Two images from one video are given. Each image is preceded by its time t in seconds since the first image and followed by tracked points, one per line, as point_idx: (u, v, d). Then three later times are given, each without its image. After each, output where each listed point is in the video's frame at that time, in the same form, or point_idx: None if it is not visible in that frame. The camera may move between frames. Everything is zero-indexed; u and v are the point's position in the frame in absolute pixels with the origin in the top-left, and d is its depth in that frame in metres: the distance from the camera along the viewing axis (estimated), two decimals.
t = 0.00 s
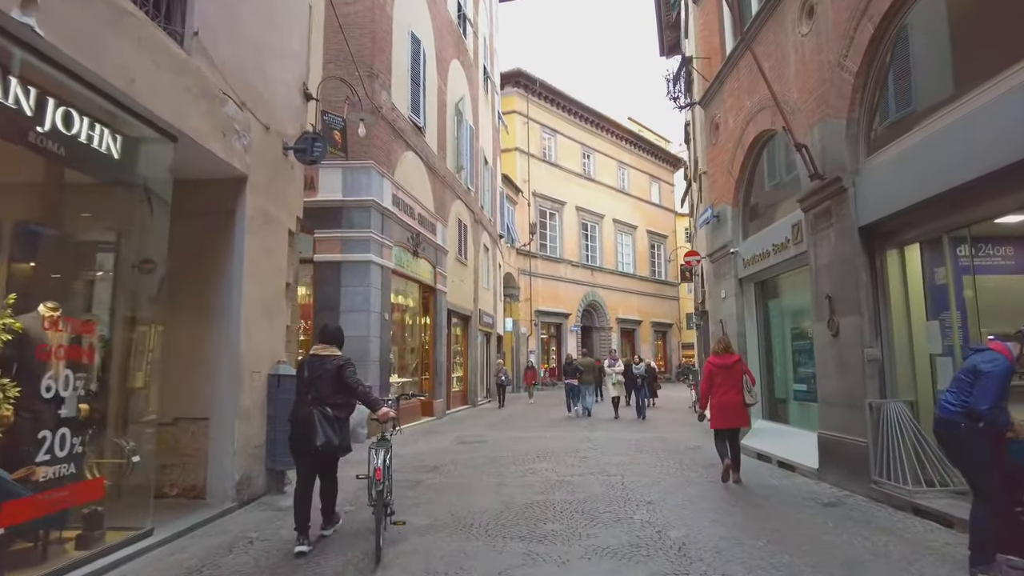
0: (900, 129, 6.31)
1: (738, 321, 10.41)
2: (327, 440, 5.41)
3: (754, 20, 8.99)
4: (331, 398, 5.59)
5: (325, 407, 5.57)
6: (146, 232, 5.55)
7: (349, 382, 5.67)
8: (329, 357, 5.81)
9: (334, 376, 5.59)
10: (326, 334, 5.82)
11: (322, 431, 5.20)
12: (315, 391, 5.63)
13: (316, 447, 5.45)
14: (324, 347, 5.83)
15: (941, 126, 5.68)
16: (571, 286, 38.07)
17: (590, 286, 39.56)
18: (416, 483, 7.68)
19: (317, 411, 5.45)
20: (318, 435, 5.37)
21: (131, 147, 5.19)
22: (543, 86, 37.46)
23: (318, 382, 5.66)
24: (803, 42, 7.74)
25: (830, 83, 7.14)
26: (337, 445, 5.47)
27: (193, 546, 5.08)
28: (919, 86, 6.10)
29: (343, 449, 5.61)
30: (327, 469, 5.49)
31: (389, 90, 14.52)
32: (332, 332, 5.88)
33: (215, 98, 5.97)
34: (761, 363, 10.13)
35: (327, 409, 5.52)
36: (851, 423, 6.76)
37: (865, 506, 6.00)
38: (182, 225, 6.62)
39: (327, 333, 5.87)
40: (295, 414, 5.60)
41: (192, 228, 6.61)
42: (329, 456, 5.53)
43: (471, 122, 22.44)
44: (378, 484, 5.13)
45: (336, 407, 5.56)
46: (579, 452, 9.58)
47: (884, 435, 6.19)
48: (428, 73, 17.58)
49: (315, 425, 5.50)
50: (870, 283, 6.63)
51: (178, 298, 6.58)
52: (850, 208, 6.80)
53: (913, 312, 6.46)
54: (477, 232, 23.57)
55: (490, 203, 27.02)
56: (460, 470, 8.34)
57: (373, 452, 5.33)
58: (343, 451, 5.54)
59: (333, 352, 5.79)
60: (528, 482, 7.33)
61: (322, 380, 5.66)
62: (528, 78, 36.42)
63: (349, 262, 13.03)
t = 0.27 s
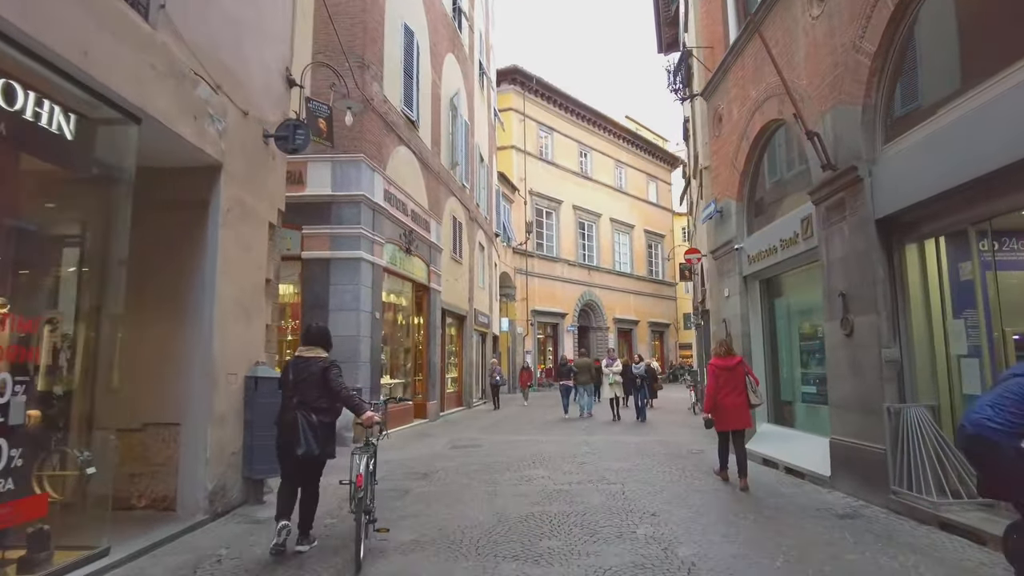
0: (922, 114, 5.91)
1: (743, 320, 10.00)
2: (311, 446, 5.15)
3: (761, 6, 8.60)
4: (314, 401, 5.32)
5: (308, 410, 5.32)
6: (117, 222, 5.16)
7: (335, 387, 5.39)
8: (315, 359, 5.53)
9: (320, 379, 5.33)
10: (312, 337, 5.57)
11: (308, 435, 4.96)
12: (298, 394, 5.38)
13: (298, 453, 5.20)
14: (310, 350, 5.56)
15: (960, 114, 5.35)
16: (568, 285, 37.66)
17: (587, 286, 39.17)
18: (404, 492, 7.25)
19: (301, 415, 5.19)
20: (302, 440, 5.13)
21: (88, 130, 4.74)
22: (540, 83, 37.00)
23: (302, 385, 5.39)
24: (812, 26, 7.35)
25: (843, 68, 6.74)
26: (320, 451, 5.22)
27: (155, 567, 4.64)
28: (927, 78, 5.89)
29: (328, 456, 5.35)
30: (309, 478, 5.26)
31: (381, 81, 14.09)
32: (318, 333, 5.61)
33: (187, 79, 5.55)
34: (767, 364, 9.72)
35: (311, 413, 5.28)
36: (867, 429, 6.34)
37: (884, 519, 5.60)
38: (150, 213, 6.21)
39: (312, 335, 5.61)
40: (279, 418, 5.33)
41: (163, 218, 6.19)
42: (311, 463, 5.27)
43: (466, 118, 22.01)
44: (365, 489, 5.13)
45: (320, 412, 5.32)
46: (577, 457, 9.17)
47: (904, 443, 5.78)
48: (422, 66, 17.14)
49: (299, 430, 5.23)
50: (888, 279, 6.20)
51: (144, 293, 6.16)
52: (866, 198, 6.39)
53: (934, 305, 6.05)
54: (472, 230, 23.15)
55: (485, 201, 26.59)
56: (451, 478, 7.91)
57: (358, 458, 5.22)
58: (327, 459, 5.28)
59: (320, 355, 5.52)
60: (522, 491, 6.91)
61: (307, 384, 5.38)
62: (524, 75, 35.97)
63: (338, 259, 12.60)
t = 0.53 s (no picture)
0: (939, 92, 5.51)
1: (743, 315, 9.58)
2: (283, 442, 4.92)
3: None
4: (289, 398, 5.04)
5: (282, 406, 5.05)
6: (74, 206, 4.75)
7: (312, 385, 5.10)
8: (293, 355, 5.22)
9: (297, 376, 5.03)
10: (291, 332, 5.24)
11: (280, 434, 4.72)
12: (272, 389, 5.09)
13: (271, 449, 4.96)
14: (289, 345, 5.23)
15: (975, 95, 5.04)
16: (561, 283, 37.27)
17: (581, 284, 38.79)
18: (386, 497, 6.84)
19: (273, 412, 4.92)
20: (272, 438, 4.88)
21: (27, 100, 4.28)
22: (533, 79, 36.56)
23: (277, 381, 5.09)
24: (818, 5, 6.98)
25: (852, 46, 6.35)
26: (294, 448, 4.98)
27: None
28: (928, 67, 5.67)
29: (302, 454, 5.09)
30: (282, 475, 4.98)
31: (368, 70, 13.64)
32: (297, 329, 5.27)
33: (148, 51, 5.11)
34: (768, 361, 9.35)
35: (285, 410, 5.01)
36: (878, 429, 5.96)
37: (898, 526, 5.22)
38: (107, 199, 5.76)
39: (291, 329, 5.29)
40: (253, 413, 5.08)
41: (122, 204, 5.74)
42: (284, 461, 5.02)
43: (458, 111, 21.57)
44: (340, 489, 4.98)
45: (294, 409, 5.05)
46: (569, 458, 8.76)
47: (920, 443, 5.41)
48: (412, 57, 16.69)
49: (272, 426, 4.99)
50: (901, 270, 5.82)
51: (101, 284, 5.70)
52: (878, 183, 5.99)
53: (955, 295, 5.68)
54: (464, 226, 22.71)
55: (478, 196, 26.15)
56: (438, 481, 7.50)
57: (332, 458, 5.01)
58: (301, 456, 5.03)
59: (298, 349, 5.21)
60: (512, 496, 6.50)
61: (282, 380, 5.09)
62: (518, 71, 35.53)
63: (322, 253, 12.16)
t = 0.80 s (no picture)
0: (960, 73, 5.12)
1: (746, 314, 9.12)
2: (253, 453, 4.90)
3: None
4: (260, 407, 5.01)
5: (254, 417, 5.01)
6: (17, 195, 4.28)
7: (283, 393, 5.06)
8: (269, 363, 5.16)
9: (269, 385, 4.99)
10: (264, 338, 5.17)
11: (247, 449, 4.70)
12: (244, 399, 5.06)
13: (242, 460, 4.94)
14: (262, 352, 5.19)
15: (994, 80, 4.70)
16: (556, 283, 36.87)
17: (576, 284, 38.41)
18: (368, 509, 6.40)
19: (242, 424, 4.89)
20: (242, 448, 4.85)
21: None
22: (528, 77, 36.13)
23: (249, 390, 5.05)
24: None
25: (865, 27, 5.95)
26: (265, 458, 4.94)
27: None
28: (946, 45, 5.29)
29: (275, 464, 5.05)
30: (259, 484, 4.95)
31: (356, 62, 13.21)
32: (272, 334, 5.22)
33: (102, 22, 4.64)
34: (772, 362, 8.94)
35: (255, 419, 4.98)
36: (894, 436, 5.56)
37: (920, 543, 4.83)
38: (58, 188, 5.28)
39: (268, 336, 5.21)
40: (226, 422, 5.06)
41: (77, 193, 5.28)
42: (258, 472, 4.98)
43: (451, 107, 21.14)
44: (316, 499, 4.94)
45: (265, 418, 5.01)
46: (564, 465, 8.35)
47: (943, 453, 5.00)
48: (402, 50, 16.26)
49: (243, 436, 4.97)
50: (920, 266, 5.42)
51: (53, 281, 5.24)
52: (896, 172, 5.57)
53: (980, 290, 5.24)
54: (457, 224, 22.26)
55: (471, 194, 25.71)
56: (424, 491, 7.07)
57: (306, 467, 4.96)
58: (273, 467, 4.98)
59: (274, 358, 5.14)
60: (502, 508, 6.08)
61: (254, 388, 5.05)
62: (512, 68, 35.10)
63: (306, 249, 11.71)
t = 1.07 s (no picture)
0: (993, 46, 4.72)
1: (754, 309, 8.70)
2: (233, 449, 4.80)
3: None
4: (242, 402, 4.90)
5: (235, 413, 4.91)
6: None
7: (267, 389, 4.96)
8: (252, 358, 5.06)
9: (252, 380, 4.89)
10: (249, 334, 5.04)
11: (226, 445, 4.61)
12: (226, 394, 4.96)
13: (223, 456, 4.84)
14: (246, 346, 5.07)
15: None
16: (554, 282, 36.44)
17: (574, 283, 38.00)
18: (352, 516, 5.98)
19: (222, 419, 4.80)
20: (222, 444, 4.76)
21: None
22: (525, 73, 35.67)
23: (232, 385, 4.96)
24: None
25: None
26: (246, 455, 4.84)
27: None
28: (976, 17, 4.89)
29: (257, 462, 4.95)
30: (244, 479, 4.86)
31: (347, 50, 12.78)
32: (256, 330, 5.09)
33: None
34: (781, 359, 8.53)
35: (237, 415, 4.88)
36: (919, 440, 5.16)
37: (951, 556, 4.45)
38: (15, 171, 4.86)
39: (250, 330, 5.09)
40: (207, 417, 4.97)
41: (35, 177, 4.86)
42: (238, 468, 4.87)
43: (446, 101, 20.69)
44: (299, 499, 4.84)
45: (246, 414, 4.91)
46: (563, 468, 7.96)
47: (975, 457, 4.60)
48: (396, 41, 15.83)
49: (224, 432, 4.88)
50: (951, 251, 4.99)
51: (9, 272, 4.82)
52: (922, 153, 5.15)
53: (1016, 271, 4.79)
54: (453, 220, 21.84)
55: (468, 191, 25.26)
56: (415, 496, 6.67)
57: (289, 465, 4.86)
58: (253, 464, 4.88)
59: (256, 353, 5.04)
60: (496, 516, 5.66)
61: (236, 383, 4.96)
62: (509, 64, 34.64)
63: (295, 243, 11.29)
